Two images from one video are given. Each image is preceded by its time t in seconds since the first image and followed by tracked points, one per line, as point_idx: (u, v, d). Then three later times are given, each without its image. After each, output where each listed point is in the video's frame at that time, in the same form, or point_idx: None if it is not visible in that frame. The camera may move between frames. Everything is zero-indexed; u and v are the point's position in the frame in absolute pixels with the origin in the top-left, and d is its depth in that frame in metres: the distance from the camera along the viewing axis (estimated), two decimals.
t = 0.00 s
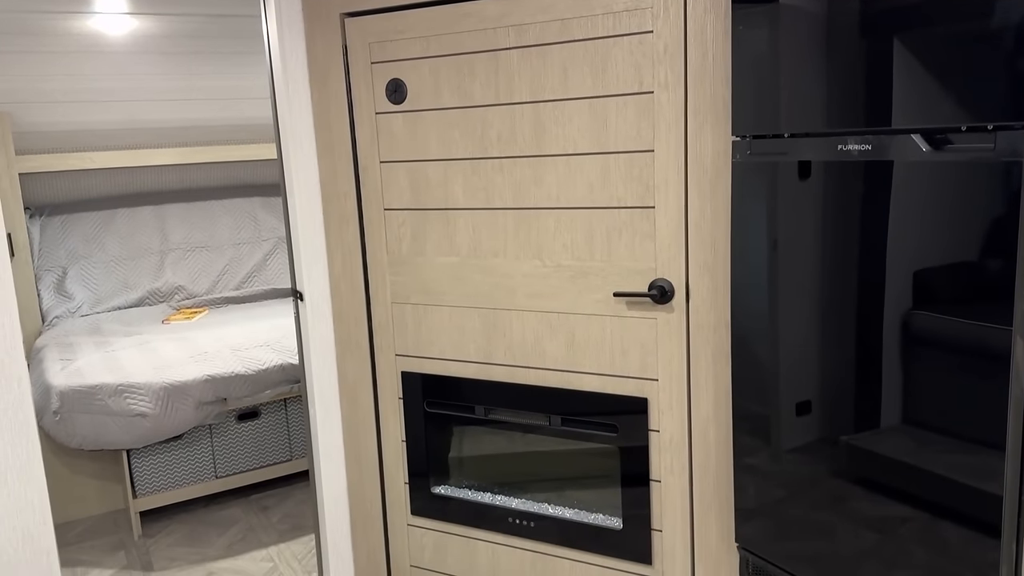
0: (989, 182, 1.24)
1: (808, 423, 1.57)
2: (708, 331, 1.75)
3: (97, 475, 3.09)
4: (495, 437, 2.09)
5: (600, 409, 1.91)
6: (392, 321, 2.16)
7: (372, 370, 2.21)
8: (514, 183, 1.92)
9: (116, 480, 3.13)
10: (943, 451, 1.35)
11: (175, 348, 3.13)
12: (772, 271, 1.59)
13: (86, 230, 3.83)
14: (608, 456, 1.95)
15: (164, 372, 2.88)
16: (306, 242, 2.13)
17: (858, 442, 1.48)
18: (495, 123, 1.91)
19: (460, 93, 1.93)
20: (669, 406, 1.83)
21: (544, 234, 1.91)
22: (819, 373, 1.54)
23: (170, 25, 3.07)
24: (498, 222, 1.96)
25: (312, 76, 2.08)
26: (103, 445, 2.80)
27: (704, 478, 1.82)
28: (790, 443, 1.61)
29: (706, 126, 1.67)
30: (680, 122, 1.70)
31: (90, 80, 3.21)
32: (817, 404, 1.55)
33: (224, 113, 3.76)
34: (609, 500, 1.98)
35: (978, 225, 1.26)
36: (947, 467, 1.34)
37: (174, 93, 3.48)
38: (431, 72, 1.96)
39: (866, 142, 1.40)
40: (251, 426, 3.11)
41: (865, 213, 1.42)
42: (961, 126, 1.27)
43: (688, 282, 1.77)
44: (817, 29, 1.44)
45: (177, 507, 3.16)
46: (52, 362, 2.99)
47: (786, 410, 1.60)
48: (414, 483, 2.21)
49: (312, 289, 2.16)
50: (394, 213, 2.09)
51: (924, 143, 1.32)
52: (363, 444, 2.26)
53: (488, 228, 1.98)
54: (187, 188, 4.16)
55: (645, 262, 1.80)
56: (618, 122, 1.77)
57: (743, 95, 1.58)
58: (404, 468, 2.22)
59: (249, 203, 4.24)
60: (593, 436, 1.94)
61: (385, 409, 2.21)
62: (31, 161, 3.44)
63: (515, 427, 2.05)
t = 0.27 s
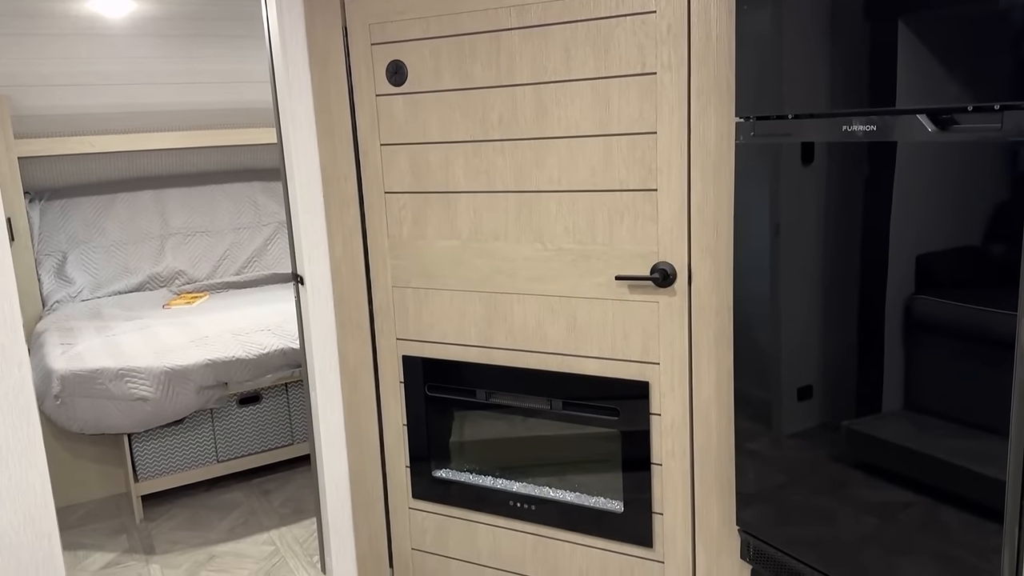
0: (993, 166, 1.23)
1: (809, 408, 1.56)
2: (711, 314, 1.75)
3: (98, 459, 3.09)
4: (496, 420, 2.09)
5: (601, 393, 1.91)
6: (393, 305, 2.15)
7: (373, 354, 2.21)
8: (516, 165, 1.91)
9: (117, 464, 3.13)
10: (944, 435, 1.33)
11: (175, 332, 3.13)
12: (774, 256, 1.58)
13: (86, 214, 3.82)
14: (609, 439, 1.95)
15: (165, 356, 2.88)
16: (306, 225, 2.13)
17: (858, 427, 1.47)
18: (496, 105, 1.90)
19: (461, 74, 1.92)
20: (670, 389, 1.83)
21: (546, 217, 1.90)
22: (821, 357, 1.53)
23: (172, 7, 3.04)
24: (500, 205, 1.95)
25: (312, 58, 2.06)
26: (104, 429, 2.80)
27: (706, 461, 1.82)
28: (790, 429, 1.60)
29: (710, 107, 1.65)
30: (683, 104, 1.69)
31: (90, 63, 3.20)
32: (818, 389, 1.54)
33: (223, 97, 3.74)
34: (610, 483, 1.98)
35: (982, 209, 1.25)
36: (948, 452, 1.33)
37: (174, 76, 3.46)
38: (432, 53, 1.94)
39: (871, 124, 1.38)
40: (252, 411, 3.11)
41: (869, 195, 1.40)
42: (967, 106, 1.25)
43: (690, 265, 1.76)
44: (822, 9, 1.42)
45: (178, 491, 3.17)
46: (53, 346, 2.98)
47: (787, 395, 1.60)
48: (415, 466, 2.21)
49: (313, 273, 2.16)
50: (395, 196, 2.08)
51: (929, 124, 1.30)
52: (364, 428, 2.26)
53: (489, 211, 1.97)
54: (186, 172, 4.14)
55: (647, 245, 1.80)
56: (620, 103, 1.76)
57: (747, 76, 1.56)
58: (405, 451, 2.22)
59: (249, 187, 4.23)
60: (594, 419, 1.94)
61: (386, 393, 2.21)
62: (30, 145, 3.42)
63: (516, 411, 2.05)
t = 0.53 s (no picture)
0: (997, 145, 1.20)
1: (810, 392, 1.54)
2: (712, 297, 1.73)
3: (98, 443, 3.09)
4: (497, 403, 2.08)
5: (602, 376, 1.90)
6: (393, 288, 2.13)
7: (373, 337, 2.19)
8: (516, 146, 1.89)
9: (118, 447, 3.13)
10: (945, 418, 1.31)
11: (175, 315, 3.12)
12: (776, 238, 1.56)
13: (84, 197, 3.79)
14: (610, 422, 1.94)
15: (164, 339, 2.87)
16: (305, 209, 2.13)
17: (859, 410, 1.45)
18: (497, 85, 1.88)
19: (462, 54, 1.90)
20: (672, 371, 1.82)
21: (547, 198, 1.89)
22: (822, 341, 1.51)
23: None
24: (500, 186, 1.93)
25: (311, 39, 2.05)
26: (103, 412, 2.80)
27: (706, 444, 1.81)
28: (791, 412, 1.58)
29: (713, 86, 1.63)
30: (686, 83, 1.67)
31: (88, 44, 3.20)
32: (819, 373, 1.52)
33: (222, 79, 3.72)
34: (610, 466, 1.97)
35: (985, 190, 1.22)
36: (949, 436, 1.31)
37: (172, 57, 3.45)
38: (431, 32, 1.92)
39: (876, 101, 1.35)
40: (251, 394, 3.11)
41: (872, 176, 1.37)
42: (974, 82, 1.22)
43: (691, 247, 1.74)
44: None
45: (178, 474, 3.17)
46: (52, 329, 2.97)
47: (788, 379, 1.58)
48: (416, 450, 2.21)
49: (313, 256, 2.17)
50: (395, 177, 2.06)
51: (935, 101, 1.27)
52: (365, 411, 2.25)
53: (489, 192, 1.95)
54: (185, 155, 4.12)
55: (648, 227, 1.78)
56: (622, 83, 1.74)
57: (750, 54, 1.54)
58: (405, 435, 2.22)
59: (248, 170, 4.21)
60: (595, 402, 1.93)
61: (386, 376, 2.20)
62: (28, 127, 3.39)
63: (516, 394, 2.04)
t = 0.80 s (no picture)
0: (1000, 128, 1.18)
1: (809, 377, 1.53)
2: (712, 281, 1.72)
3: (96, 427, 3.09)
4: (495, 387, 2.08)
5: (601, 360, 1.89)
6: (391, 272, 2.12)
7: (371, 321, 2.18)
8: (515, 128, 1.87)
9: (116, 432, 3.13)
10: (945, 404, 1.30)
11: (172, 300, 3.10)
12: (777, 222, 1.54)
13: (81, 181, 3.77)
14: (609, 406, 1.93)
15: (162, 323, 2.86)
16: (302, 192, 2.11)
17: (859, 395, 1.44)
18: (495, 66, 1.85)
19: (460, 35, 1.87)
20: (671, 355, 1.81)
21: (546, 181, 1.87)
22: (822, 325, 1.50)
23: None
24: (499, 169, 1.92)
25: (307, 19, 2.02)
26: (101, 397, 2.79)
27: (705, 429, 1.80)
28: (791, 397, 1.58)
29: (714, 67, 1.61)
30: (687, 64, 1.65)
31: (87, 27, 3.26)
32: (819, 357, 1.51)
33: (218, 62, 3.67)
34: (609, 450, 1.97)
35: (987, 174, 1.20)
36: (949, 421, 1.30)
37: (169, 40, 3.49)
38: (430, 13, 1.89)
39: (879, 82, 1.33)
40: (250, 379, 3.10)
41: (874, 158, 1.35)
42: (979, 62, 1.20)
43: (691, 230, 1.73)
44: None
45: (177, 459, 3.17)
46: (49, 314, 2.96)
47: (788, 363, 1.57)
48: (414, 434, 2.20)
49: (310, 240, 2.15)
50: (392, 160, 2.04)
51: (939, 81, 1.25)
52: (363, 396, 2.24)
53: (488, 176, 1.93)
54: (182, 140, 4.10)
55: (648, 210, 1.77)
56: (622, 64, 1.72)
57: (752, 33, 1.51)
58: (404, 419, 2.21)
59: (246, 155, 4.19)
60: (594, 386, 1.93)
61: (385, 360, 2.19)
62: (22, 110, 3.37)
63: (515, 378, 2.03)
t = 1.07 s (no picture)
0: (1002, 112, 1.17)
1: (808, 363, 1.53)
2: (711, 265, 1.71)
3: (93, 411, 3.08)
4: (493, 372, 2.07)
5: (599, 345, 1.88)
6: (388, 256, 2.11)
7: (369, 305, 2.17)
8: (514, 111, 1.85)
9: (113, 416, 3.13)
10: (944, 390, 1.30)
11: (169, 284, 3.09)
12: (776, 207, 1.53)
13: (77, 165, 3.75)
14: (607, 391, 1.93)
15: (159, 307, 2.85)
16: (298, 175, 2.10)
17: (857, 381, 1.44)
18: (494, 47, 1.83)
19: (458, 15, 1.85)
20: (669, 340, 1.80)
21: (545, 165, 1.85)
22: (821, 311, 1.49)
23: None
24: (497, 152, 1.90)
25: None
26: (98, 381, 2.78)
27: (702, 414, 1.80)
28: (789, 383, 1.57)
29: (715, 49, 1.59)
30: (687, 45, 1.63)
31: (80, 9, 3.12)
32: (817, 344, 1.50)
33: (215, 45, 3.64)
34: (607, 435, 1.97)
35: (988, 159, 1.19)
36: (947, 407, 1.30)
37: (166, 23, 3.40)
38: None
39: (881, 63, 1.31)
40: (247, 363, 3.10)
41: (875, 142, 1.34)
42: (982, 43, 1.18)
43: (690, 214, 1.71)
44: None
45: (175, 443, 3.17)
46: (45, 298, 2.95)
47: (786, 349, 1.57)
48: (412, 418, 2.20)
49: (306, 224, 2.14)
50: (390, 143, 2.02)
51: (941, 62, 1.23)
52: (361, 380, 2.24)
53: (486, 159, 1.92)
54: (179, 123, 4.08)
55: (647, 193, 1.75)
56: (622, 45, 1.70)
57: (753, 14, 1.49)
58: (401, 404, 2.21)
59: (243, 139, 4.18)
60: (592, 371, 1.92)
61: (382, 344, 2.18)
62: (17, 93, 3.34)
63: (513, 363, 2.03)
